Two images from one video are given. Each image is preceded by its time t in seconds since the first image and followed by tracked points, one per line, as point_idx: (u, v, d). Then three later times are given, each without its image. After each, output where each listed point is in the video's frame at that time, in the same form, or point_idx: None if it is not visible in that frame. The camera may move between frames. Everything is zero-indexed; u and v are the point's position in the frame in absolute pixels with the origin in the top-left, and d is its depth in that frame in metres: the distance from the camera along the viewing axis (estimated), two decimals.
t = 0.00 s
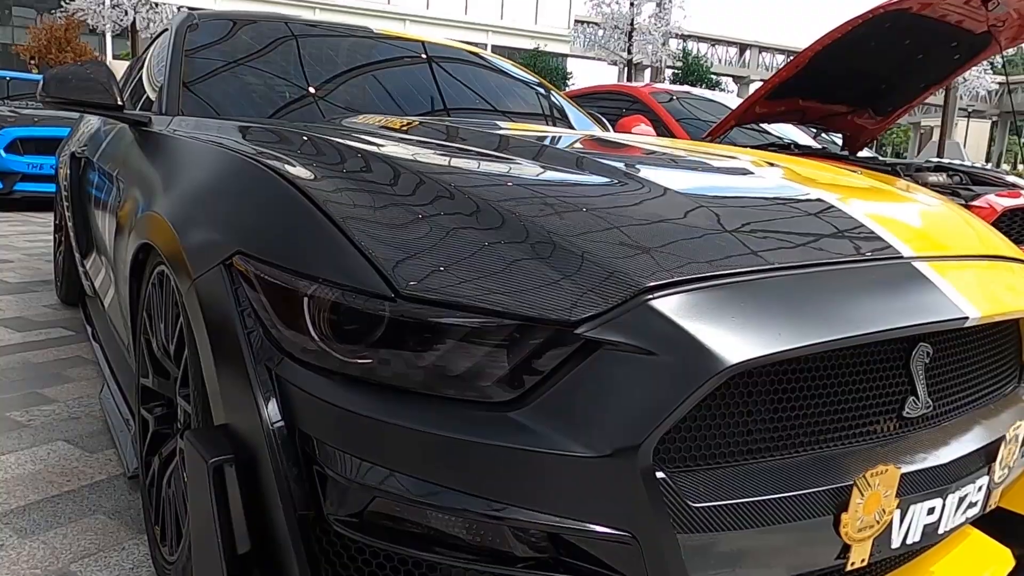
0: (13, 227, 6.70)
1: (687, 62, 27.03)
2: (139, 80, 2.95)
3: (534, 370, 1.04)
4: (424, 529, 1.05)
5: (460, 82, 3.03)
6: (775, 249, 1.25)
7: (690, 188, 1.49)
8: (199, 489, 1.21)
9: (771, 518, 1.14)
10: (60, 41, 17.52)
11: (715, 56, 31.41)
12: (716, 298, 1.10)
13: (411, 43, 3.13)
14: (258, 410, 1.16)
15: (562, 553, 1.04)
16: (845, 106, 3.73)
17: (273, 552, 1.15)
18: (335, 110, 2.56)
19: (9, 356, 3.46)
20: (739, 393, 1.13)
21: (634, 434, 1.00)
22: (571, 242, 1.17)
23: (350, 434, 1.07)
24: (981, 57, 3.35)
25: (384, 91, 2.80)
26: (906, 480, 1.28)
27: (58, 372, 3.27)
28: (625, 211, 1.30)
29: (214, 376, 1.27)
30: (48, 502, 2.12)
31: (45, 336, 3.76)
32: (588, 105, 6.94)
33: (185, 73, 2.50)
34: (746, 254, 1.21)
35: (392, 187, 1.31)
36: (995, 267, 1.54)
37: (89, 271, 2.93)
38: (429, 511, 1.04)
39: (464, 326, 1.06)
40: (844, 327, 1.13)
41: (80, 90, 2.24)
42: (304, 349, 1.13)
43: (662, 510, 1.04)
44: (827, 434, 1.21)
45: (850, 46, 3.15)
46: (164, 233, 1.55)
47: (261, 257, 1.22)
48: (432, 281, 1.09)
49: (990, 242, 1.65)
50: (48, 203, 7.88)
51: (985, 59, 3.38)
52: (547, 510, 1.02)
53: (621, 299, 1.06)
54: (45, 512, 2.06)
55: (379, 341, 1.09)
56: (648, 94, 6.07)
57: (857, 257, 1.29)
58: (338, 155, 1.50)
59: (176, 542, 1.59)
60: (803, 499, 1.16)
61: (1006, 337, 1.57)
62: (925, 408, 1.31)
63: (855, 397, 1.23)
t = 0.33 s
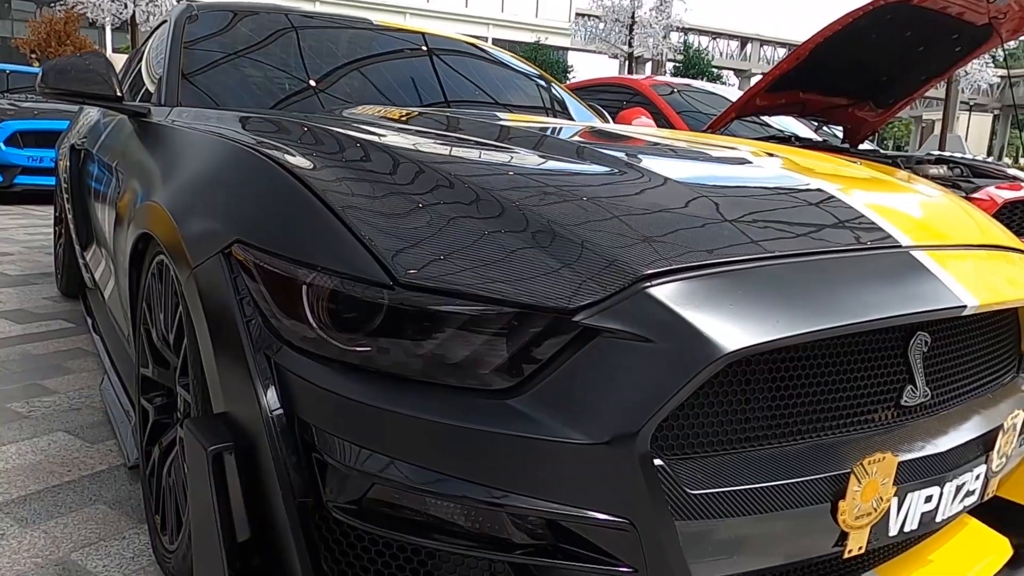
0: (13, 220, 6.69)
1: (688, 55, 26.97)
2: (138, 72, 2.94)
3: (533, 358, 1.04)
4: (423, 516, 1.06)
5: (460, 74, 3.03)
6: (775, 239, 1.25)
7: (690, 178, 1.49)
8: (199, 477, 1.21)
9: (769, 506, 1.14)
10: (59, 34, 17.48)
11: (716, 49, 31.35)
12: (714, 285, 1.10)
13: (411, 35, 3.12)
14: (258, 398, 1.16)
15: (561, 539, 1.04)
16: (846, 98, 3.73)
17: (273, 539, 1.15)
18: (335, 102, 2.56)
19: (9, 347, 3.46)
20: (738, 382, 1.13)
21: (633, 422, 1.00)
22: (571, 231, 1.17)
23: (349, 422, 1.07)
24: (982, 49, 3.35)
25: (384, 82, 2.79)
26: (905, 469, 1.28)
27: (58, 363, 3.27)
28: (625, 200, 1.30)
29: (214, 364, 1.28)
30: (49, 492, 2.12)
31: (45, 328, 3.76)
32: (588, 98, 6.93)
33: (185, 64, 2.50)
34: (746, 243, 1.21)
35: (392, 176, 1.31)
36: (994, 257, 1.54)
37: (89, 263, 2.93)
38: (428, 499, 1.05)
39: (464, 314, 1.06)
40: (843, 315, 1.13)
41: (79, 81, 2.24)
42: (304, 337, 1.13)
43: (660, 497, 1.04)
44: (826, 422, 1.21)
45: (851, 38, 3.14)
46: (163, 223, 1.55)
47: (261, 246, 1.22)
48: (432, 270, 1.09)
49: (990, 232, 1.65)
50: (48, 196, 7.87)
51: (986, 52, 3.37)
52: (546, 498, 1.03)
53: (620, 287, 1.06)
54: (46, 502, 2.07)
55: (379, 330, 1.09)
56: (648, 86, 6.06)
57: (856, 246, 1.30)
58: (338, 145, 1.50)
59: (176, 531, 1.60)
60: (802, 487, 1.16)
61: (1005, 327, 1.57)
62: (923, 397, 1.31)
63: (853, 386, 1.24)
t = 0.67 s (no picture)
0: (14, 213, 6.68)
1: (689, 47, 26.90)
2: (138, 63, 2.94)
3: (533, 345, 1.04)
4: (423, 503, 1.06)
5: (460, 64, 3.02)
6: (775, 227, 1.25)
7: (691, 166, 1.49)
8: (199, 464, 1.22)
9: (768, 493, 1.15)
10: (59, 26, 17.44)
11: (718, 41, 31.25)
12: (714, 272, 1.10)
13: (411, 26, 3.12)
14: (258, 386, 1.16)
15: (560, 526, 1.05)
16: (848, 90, 3.71)
17: (274, 526, 1.16)
18: (335, 93, 2.56)
19: (10, 339, 3.46)
20: (738, 369, 1.13)
21: (633, 408, 1.00)
22: (572, 219, 1.17)
23: (350, 409, 1.07)
24: (984, 40, 3.34)
25: (385, 73, 2.79)
26: (904, 456, 1.28)
27: (59, 355, 3.28)
28: (626, 188, 1.30)
29: (214, 352, 1.28)
30: (50, 481, 2.13)
31: (46, 319, 3.76)
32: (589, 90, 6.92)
33: (185, 55, 2.49)
34: (746, 230, 1.21)
35: (392, 164, 1.31)
36: (995, 245, 1.54)
37: (90, 255, 2.93)
38: (429, 485, 1.05)
39: (464, 301, 1.06)
40: (843, 302, 1.13)
41: (79, 71, 2.23)
42: (304, 325, 1.13)
43: (660, 483, 1.05)
44: (825, 410, 1.21)
45: (852, 29, 3.13)
46: (164, 211, 1.55)
47: (260, 234, 1.22)
48: (432, 257, 1.09)
49: (991, 221, 1.65)
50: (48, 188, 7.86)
51: (988, 43, 3.36)
52: (545, 484, 1.03)
53: (619, 274, 1.06)
54: (48, 491, 2.07)
55: (379, 317, 1.09)
56: (649, 78, 6.05)
57: (856, 234, 1.30)
58: (338, 133, 1.50)
59: (177, 519, 1.60)
60: (801, 474, 1.17)
61: (1005, 315, 1.58)
62: (923, 384, 1.31)
63: (853, 373, 1.24)
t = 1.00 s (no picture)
0: (14, 203, 6.67)
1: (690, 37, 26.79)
2: (137, 52, 2.92)
3: (535, 330, 1.04)
4: (426, 487, 1.06)
5: (460, 52, 3.01)
6: (777, 211, 1.25)
7: (693, 151, 1.49)
8: (202, 450, 1.22)
9: (769, 476, 1.15)
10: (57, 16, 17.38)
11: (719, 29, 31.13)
12: (715, 256, 1.10)
13: (412, 14, 3.10)
14: (260, 371, 1.16)
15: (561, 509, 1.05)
16: (851, 78, 3.69)
17: (277, 511, 1.16)
18: (336, 81, 2.55)
19: (12, 328, 3.47)
20: (739, 353, 1.13)
21: (634, 392, 1.01)
22: (574, 203, 1.16)
23: (352, 394, 1.07)
24: (986, 27, 3.33)
25: (386, 61, 2.78)
26: (906, 440, 1.29)
27: (61, 344, 3.28)
28: (628, 173, 1.30)
29: (216, 338, 1.28)
30: (53, 468, 2.14)
31: (47, 309, 3.77)
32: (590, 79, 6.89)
33: (184, 43, 2.49)
34: (748, 215, 1.21)
35: (394, 149, 1.31)
36: (996, 230, 1.54)
37: (91, 244, 2.93)
38: (431, 469, 1.05)
39: (466, 286, 1.06)
40: (845, 286, 1.13)
41: (78, 59, 2.22)
42: (306, 310, 1.13)
43: (661, 467, 1.05)
44: (826, 394, 1.21)
45: (855, 17, 3.12)
46: (165, 198, 1.54)
47: (262, 219, 1.22)
48: (434, 242, 1.09)
49: (993, 206, 1.65)
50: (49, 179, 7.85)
51: (991, 30, 3.35)
52: (548, 467, 1.03)
53: (621, 258, 1.06)
54: (51, 478, 2.08)
55: (380, 302, 1.09)
56: (650, 66, 6.03)
57: (859, 219, 1.29)
58: (339, 119, 1.50)
59: (180, 505, 1.61)
60: (802, 458, 1.17)
61: (1007, 300, 1.58)
62: (924, 369, 1.31)
63: (854, 358, 1.24)
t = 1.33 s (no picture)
0: (13, 191, 6.66)
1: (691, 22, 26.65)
2: (136, 38, 2.91)
3: (536, 313, 1.04)
4: (428, 469, 1.07)
5: (460, 38, 3.00)
6: (779, 194, 1.24)
7: (695, 135, 1.48)
8: (206, 433, 1.22)
9: (770, 458, 1.15)
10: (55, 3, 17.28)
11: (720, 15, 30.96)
12: (717, 239, 1.10)
13: None
14: (263, 355, 1.16)
15: (563, 491, 1.06)
16: (852, 63, 3.68)
17: (280, 493, 1.17)
18: (336, 67, 2.54)
19: (14, 315, 3.47)
20: (740, 335, 1.13)
21: (637, 374, 1.01)
22: (576, 186, 1.16)
23: (354, 377, 1.08)
24: (989, 11, 3.31)
25: (386, 47, 2.77)
26: (907, 422, 1.29)
27: (63, 331, 3.28)
28: (630, 156, 1.29)
29: (218, 323, 1.28)
30: (57, 454, 2.15)
31: (49, 296, 3.77)
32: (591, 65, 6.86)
33: (182, 29, 2.48)
34: (750, 198, 1.21)
35: (395, 132, 1.31)
36: (998, 213, 1.53)
37: (91, 231, 2.93)
38: (434, 452, 1.06)
39: (467, 269, 1.06)
40: (846, 268, 1.13)
41: (77, 45, 2.21)
42: (308, 294, 1.13)
43: (663, 449, 1.05)
44: (828, 377, 1.22)
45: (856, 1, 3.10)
46: (166, 184, 1.54)
47: (263, 203, 1.22)
48: (435, 225, 1.09)
49: (995, 189, 1.65)
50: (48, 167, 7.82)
51: (993, 14, 3.33)
52: (550, 449, 1.03)
53: (623, 240, 1.06)
54: (54, 463, 2.09)
55: (382, 286, 1.09)
56: (651, 52, 6.00)
57: (860, 202, 1.29)
58: (339, 102, 1.49)
59: (184, 489, 1.61)
60: (804, 440, 1.17)
61: (1008, 283, 1.58)
62: (925, 351, 1.31)
63: (855, 340, 1.24)
